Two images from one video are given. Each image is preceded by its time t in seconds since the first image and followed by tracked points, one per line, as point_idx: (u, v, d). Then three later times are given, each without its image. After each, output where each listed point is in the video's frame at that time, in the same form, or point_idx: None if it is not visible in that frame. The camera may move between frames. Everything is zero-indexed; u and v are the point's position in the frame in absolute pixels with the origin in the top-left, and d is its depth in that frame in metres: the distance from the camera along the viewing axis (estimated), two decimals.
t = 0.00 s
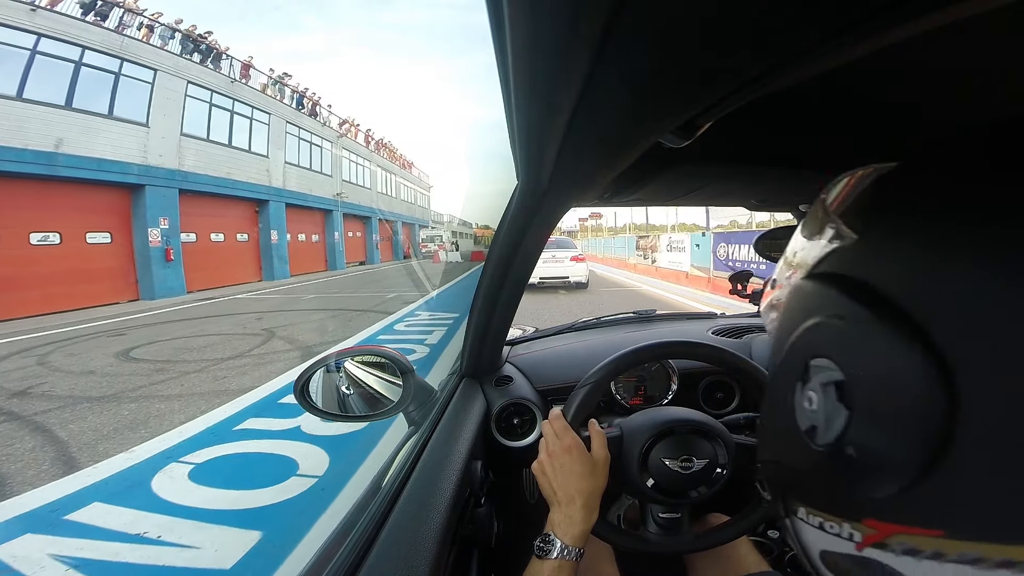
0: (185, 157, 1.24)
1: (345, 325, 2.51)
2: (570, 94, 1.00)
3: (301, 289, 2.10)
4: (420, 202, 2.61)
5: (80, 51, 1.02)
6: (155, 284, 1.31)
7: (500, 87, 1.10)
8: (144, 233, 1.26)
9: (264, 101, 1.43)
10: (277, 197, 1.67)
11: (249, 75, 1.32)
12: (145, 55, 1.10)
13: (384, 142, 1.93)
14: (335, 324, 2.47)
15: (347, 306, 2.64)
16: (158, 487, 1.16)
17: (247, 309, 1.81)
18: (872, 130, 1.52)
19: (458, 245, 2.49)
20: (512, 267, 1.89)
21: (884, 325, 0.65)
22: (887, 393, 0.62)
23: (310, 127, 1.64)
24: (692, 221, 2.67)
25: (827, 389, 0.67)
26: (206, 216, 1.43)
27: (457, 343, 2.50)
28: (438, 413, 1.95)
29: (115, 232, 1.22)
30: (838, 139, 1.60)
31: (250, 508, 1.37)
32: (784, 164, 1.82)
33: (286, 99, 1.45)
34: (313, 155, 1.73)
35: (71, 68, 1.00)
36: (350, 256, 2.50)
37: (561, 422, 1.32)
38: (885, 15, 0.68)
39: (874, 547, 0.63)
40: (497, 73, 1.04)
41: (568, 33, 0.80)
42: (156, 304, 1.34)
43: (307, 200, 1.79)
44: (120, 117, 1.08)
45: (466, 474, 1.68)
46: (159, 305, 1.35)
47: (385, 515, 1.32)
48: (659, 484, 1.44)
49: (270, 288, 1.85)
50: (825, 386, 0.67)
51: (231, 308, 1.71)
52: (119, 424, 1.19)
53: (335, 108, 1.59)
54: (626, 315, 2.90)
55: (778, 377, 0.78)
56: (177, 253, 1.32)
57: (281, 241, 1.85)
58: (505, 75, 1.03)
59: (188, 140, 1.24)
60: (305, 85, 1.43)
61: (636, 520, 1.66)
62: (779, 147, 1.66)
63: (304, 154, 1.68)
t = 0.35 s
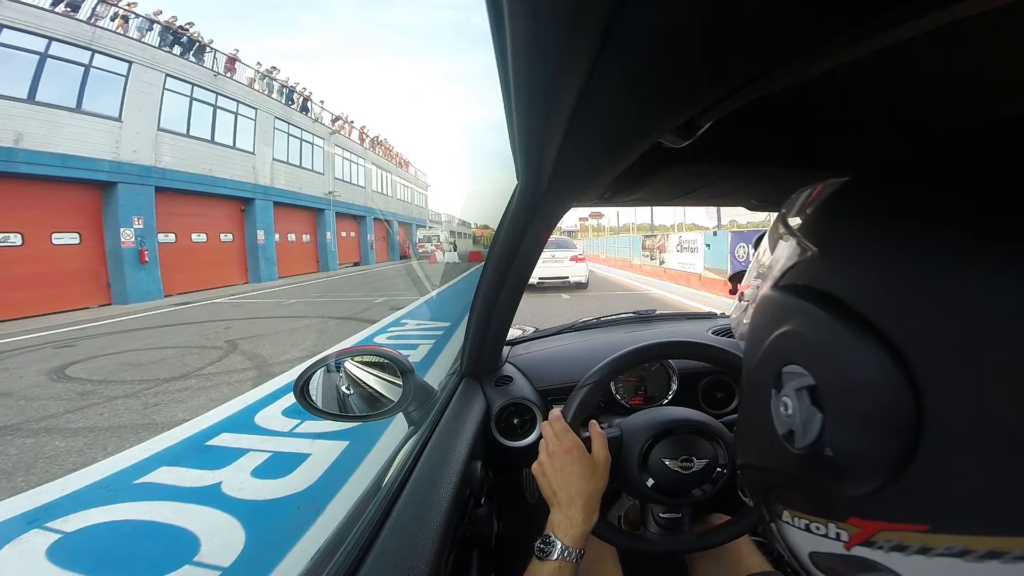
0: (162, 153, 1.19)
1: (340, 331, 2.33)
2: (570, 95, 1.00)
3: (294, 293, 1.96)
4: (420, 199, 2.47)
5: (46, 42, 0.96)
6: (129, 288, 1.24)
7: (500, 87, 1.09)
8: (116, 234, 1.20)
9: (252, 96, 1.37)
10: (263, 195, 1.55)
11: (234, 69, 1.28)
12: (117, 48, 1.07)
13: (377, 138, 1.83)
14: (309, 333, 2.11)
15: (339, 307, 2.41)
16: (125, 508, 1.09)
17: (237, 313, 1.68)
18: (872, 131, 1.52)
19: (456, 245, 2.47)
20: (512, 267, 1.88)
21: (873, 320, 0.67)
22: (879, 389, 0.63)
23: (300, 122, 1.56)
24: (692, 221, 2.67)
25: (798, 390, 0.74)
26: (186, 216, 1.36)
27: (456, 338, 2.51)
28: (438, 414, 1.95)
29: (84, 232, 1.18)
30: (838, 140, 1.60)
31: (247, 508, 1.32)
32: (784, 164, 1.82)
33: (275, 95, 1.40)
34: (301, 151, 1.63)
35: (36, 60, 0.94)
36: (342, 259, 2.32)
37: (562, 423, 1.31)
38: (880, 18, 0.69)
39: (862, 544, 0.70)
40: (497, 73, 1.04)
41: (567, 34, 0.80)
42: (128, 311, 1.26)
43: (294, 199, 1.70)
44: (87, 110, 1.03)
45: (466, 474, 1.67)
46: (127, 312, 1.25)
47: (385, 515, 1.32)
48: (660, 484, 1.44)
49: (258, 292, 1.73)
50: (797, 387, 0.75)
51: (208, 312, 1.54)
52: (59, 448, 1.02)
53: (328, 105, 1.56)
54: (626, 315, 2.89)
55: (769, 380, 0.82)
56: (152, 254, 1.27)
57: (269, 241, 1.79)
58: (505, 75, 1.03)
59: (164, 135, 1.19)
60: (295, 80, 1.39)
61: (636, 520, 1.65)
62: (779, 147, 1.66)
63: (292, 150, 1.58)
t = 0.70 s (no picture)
0: (135, 148, 1.12)
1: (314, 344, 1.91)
2: (570, 94, 0.99)
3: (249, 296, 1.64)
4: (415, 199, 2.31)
5: (6, 32, 0.87)
6: (98, 292, 1.14)
7: (500, 86, 1.09)
8: (84, 233, 1.10)
9: (235, 89, 1.32)
10: (248, 192, 1.51)
11: (216, 62, 1.23)
12: (88, 38, 0.98)
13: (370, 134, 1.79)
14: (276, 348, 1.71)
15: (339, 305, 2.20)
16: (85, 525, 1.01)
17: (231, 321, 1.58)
18: (871, 131, 1.52)
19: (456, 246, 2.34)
20: (512, 267, 1.88)
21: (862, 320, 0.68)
22: (859, 384, 0.67)
23: (287, 116, 1.52)
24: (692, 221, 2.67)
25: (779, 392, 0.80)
26: (166, 213, 1.28)
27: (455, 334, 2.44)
28: (438, 414, 1.95)
29: (46, 232, 1.03)
30: (838, 140, 1.60)
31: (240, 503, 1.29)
32: (784, 164, 1.82)
33: (261, 88, 1.34)
34: (290, 147, 1.61)
35: None
36: (335, 259, 2.16)
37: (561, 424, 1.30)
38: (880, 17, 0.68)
39: (834, 543, 0.73)
40: (497, 73, 1.04)
41: (567, 33, 0.80)
42: (99, 313, 1.17)
43: (287, 199, 1.66)
44: (52, 104, 0.94)
45: (466, 473, 1.67)
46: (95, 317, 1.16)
47: (385, 515, 1.32)
48: (659, 483, 1.44)
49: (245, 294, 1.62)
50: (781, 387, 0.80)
51: (201, 318, 1.52)
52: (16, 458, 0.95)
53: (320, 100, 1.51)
54: (626, 315, 2.90)
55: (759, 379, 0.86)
56: (123, 255, 1.16)
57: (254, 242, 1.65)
58: (505, 75, 1.02)
59: (137, 130, 1.11)
60: (283, 73, 1.32)
61: (636, 520, 1.65)
62: (779, 147, 1.66)
63: (279, 145, 1.56)
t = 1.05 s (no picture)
0: (105, 145, 0.99)
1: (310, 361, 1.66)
2: (570, 94, 0.99)
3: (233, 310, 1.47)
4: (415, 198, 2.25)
5: None
6: (62, 297, 1.00)
7: (500, 86, 1.09)
8: (46, 235, 0.96)
9: (216, 82, 1.18)
10: (232, 190, 1.28)
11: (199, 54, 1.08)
12: (55, 29, 0.88)
13: (366, 131, 1.64)
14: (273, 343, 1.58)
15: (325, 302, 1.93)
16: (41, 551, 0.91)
17: (209, 329, 1.37)
18: (871, 131, 1.53)
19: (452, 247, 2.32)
20: (512, 267, 1.88)
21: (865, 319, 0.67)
22: (864, 392, 0.65)
23: (276, 112, 1.35)
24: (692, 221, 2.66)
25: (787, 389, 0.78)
26: (143, 211, 1.13)
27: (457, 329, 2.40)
28: (438, 414, 1.94)
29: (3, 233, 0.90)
30: (837, 140, 1.60)
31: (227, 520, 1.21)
32: (784, 165, 1.83)
33: (249, 83, 1.23)
34: (280, 142, 1.41)
35: None
36: (327, 260, 1.99)
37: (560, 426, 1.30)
38: (877, 17, 0.69)
39: (840, 549, 0.71)
40: (497, 73, 1.04)
41: (568, 33, 0.80)
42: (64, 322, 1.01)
43: (281, 198, 1.45)
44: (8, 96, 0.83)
45: (466, 474, 1.67)
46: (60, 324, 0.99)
47: (385, 515, 1.33)
48: (659, 483, 1.44)
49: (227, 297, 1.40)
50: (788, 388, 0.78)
51: (173, 329, 1.28)
52: None
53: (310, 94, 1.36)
54: (626, 315, 2.89)
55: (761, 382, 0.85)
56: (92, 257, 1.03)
57: (238, 241, 1.35)
58: (505, 75, 1.02)
59: (108, 124, 0.99)
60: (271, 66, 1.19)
61: (636, 520, 1.66)
62: (779, 147, 1.66)
63: (267, 143, 1.36)
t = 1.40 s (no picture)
0: (72, 141, 0.88)
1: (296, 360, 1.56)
2: (570, 94, 0.98)
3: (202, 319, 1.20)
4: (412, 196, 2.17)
5: None
6: (22, 302, 0.86)
7: (500, 86, 1.08)
8: None
9: (199, 75, 1.03)
10: (214, 188, 1.13)
11: (181, 47, 0.94)
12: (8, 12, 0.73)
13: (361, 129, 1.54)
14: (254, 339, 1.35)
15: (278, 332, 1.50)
16: None
17: (168, 342, 1.14)
18: (870, 130, 1.53)
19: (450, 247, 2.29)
20: (512, 267, 1.88)
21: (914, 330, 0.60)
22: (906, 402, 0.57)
23: (263, 107, 1.18)
24: (692, 221, 2.66)
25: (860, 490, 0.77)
26: (125, 208, 1.00)
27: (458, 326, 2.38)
28: (438, 414, 1.94)
29: None
30: (838, 139, 1.61)
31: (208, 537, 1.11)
32: (783, 165, 1.82)
33: (233, 77, 1.08)
34: (267, 137, 1.24)
35: None
36: (318, 262, 1.79)
37: (585, 385, 1.29)
38: (877, 15, 0.69)
39: None
40: (497, 74, 1.03)
41: (568, 33, 0.79)
42: (21, 330, 0.87)
43: (271, 197, 1.31)
44: None
45: (466, 474, 1.67)
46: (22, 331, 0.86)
47: (386, 515, 1.32)
48: (659, 483, 1.45)
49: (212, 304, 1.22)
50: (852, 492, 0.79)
51: (133, 338, 1.09)
52: None
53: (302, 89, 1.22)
54: (626, 315, 2.89)
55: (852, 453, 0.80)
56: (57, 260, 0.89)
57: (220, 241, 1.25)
58: (505, 75, 1.02)
59: (75, 119, 0.87)
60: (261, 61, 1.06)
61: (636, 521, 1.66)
62: (779, 147, 1.66)
63: (254, 140, 1.20)
